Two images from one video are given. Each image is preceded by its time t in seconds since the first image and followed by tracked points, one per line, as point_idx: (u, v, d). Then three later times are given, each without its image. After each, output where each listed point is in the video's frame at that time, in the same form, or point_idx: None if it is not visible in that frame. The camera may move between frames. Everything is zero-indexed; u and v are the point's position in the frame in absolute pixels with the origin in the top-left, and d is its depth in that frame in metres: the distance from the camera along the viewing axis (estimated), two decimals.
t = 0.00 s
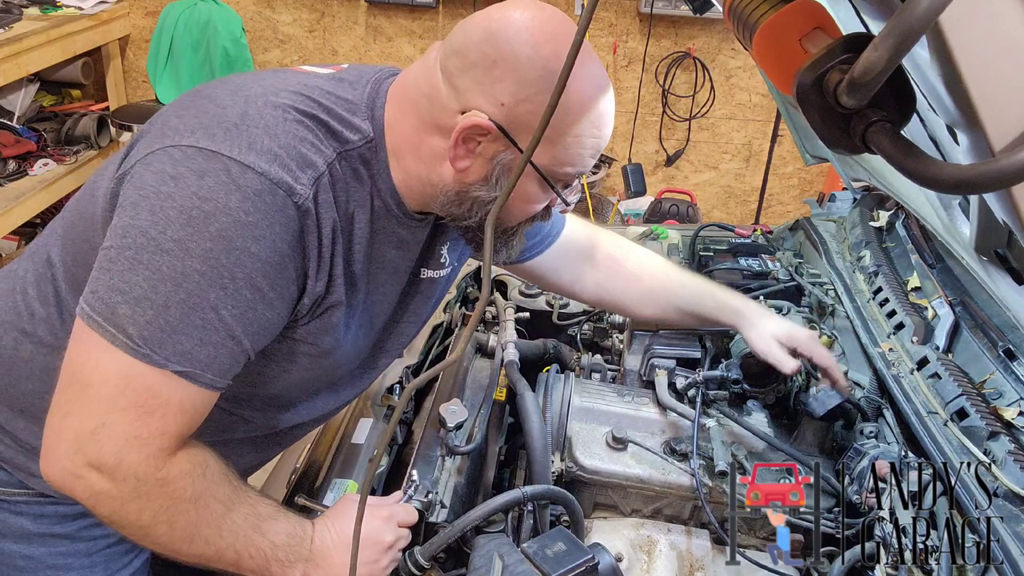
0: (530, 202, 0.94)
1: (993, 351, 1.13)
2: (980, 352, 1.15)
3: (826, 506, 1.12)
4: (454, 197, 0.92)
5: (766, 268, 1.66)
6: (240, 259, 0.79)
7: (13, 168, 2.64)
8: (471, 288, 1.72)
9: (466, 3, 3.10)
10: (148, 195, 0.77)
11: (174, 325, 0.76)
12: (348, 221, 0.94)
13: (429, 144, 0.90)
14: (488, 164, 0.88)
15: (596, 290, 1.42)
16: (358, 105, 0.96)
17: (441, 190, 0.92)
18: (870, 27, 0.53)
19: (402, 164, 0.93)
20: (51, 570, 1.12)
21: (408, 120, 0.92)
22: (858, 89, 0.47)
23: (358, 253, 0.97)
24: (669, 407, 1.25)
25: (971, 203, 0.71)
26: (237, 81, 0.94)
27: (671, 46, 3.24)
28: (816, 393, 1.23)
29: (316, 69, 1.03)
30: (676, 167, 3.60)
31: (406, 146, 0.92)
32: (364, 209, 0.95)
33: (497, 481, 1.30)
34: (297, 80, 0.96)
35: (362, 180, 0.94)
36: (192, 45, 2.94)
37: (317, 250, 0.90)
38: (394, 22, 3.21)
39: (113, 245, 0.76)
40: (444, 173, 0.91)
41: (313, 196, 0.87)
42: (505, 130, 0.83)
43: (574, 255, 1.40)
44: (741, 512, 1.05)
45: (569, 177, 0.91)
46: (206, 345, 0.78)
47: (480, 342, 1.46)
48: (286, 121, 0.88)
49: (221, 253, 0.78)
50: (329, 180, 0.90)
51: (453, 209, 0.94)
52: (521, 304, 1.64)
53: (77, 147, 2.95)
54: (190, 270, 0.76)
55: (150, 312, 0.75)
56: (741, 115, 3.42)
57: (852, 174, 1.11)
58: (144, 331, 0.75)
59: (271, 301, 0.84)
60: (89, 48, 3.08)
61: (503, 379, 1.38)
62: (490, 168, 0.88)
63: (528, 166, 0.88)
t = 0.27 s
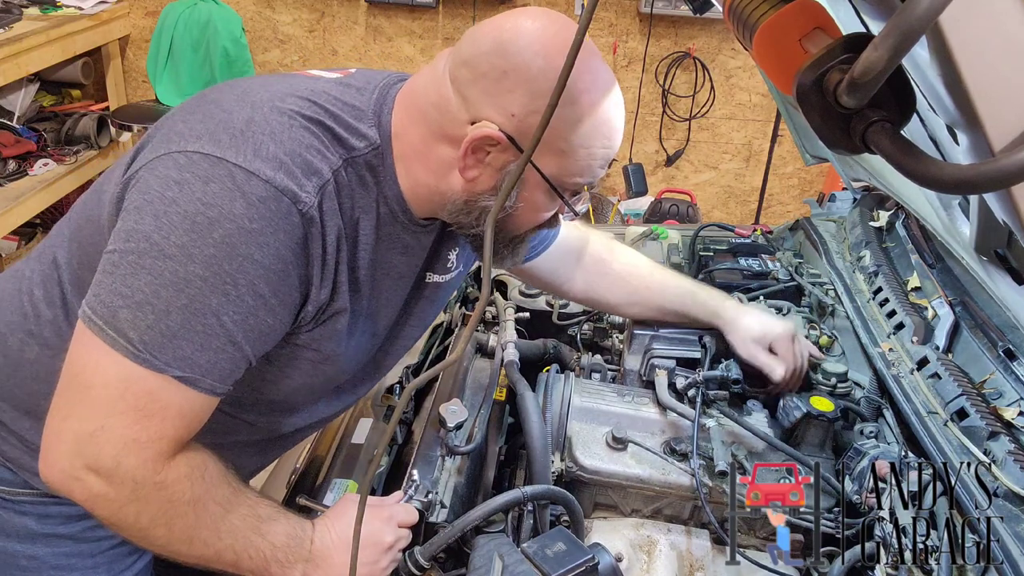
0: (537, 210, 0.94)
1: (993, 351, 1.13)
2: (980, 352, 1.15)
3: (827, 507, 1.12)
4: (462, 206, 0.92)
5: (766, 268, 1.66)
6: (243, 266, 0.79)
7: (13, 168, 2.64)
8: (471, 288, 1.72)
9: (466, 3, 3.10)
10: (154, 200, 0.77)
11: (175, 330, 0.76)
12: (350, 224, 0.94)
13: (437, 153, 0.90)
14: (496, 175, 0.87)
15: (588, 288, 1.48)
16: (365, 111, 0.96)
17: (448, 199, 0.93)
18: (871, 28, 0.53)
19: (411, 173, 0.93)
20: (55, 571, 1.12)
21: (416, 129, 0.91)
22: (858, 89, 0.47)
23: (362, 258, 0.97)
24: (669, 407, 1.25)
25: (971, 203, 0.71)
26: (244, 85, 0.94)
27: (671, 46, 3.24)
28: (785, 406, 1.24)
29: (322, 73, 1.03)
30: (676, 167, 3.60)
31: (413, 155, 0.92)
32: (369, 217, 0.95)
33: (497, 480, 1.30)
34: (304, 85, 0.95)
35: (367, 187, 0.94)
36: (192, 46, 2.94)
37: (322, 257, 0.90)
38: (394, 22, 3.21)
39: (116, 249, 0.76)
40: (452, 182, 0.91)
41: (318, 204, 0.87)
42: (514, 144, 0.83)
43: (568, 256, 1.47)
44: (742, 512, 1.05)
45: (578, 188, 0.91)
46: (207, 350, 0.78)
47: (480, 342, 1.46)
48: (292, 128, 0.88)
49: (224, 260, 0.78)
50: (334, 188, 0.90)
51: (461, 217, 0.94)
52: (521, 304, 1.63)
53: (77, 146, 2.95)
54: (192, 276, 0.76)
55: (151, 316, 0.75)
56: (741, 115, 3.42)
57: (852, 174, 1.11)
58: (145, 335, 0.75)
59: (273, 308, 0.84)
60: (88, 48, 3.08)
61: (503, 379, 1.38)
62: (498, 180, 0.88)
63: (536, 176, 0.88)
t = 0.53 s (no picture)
0: (545, 211, 0.94)
1: (993, 351, 1.13)
2: (980, 352, 1.15)
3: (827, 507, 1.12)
4: (471, 207, 0.91)
5: (766, 268, 1.66)
6: (248, 266, 0.79)
7: (13, 168, 2.63)
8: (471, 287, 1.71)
9: (466, 4, 3.10)
10: (164, 200, 0.78)
11: (178, 328, 0.76)
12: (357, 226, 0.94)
13: (444, 154, 0.90)
14: (503, 176, 0.87)
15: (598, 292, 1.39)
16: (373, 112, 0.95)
17: (457, 200, 0.92)
18: (871, 29, 0.53)
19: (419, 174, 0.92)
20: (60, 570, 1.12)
21: (423, 131, 0.91)
22: (858, 89, 0.47)
23: (369, 261, 0.97)
24: (669, 407, 1.25)
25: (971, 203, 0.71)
26: (254, 84, 0.94)
27: (672, 46, 3.24)
28: (786, 406, 1.24)
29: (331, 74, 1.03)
30: (676, 167, 3.60)
31: (422, 160, 0.91)
32: (376, 218, 0.95)
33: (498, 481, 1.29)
34: (313, 86, 0.95)
35: (375, 188, 0.94)
36: (191, 46, 2.94)
37: (330, 259, 0.90)
38: (394, 22, 3.21)
39: (122, 245, 0.76)
40: (460, 184, 0.90)
41: (326, 206, 0.87)
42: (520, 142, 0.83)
43: (574, 258, 1.38)
44: (742, 513, 1.05)
45: (587, 187, 0.90)
46: (209, 348, 0.78)
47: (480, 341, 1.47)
48: (300, 129, 0.88)
49: (230, 260, 0.78)
50: (342, 190, 0.90)
51: (470, 219, 0.93)
52: (521, 304, 1.63)
53: (77, 146, 2.95)
54: (197, 275, 0.76)
55: (156, 313, 0.75)
56: (741, 115, 3.42)
57: (852, 174, 1.11)
58: (148, 331, 0.75)
59: (278, 308, 0.84)
60: (88, 48, 3.08)
61: (503, 379, 1.38)
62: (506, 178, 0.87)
63: (544, 175, 0.88)
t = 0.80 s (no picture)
0: (560, 214, 0.93)
1: (993, 350, 1.13)
2: (980, 352, 1.15)
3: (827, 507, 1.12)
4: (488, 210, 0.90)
5: (766, 268, 1.65)
6: (256, 260, 0.79)
7: (13, 168, 2.63)
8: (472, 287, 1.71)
9: (466, 4, 3.11)
10: (186, 198, 0.79)
11: (190, 316, 0.76)
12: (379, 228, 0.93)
13: (462, 158, 0.88)
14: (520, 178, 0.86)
15: (635, 300, 1.34)
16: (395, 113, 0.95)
17: (474, 204, 0.91)
18: (871, 28, 0.52)
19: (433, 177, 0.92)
20: (69, 565, 1.14)
21: (438, 135, 0.90)
22: (858, 89, 0.47)
23: (384, 263, 0.97)
24: (669, 407, 1.26)
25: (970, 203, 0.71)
26: (280, 83, 0.94)
27: (672, 46, 3.24)
28: (786, 406, 1.25)
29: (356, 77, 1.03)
30: (676, 167, 3.60)
31: (438, 163, 0.91)
32: (396, 221, 0.95)
33: (498, 481, 1.29)
34: (338, 86, 0.95)
35: (393, 192, 0.93)
36: (191, 46, 2.94)
37: (346, 261, 0.90)
38: (394, 22, 3.21)
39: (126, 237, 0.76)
40: (477, 187, 0.89)
41: (345, 209, 0.88)
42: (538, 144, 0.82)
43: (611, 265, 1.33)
44: (741, 513, 1.05)
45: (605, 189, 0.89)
46: (220, 338, 0.78)
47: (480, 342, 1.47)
48: (323, 133, 0.88)
49: (242, 252, 0.78)
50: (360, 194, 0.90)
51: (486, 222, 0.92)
52: (521, 304, 1.63)
53: (77, 147, 2.95)
54: (214, 265, 0.77)
55: (170, 299, 0.76)
56: (741, 115, 3.42)
57: (853, 174, 1.11)
58: (157, 319, 0.75)
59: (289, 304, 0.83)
60: (88, 48, 3.08)
61: (503, 379, 1.37)
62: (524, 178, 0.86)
63: (560, 176, 0.87)
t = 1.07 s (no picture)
0: (600, 224, 0.91)
1: (993, 350, 1.14)
2: (980, 352, 1.15)
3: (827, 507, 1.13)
4: (530, 216, 0.90)
5: (766, 269, 1.66)
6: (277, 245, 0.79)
7: (13, 168, 2.63)
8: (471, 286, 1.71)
9: (466, 4, 3.11)
10: (240, 174, 0.80)
11: (238, 288, 0.77)
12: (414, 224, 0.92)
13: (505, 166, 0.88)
14: (563, 186, 0.86)
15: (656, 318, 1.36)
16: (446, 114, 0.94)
17: (516, 212, 0.90)
18: (872, 29, 0.52)
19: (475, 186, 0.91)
20: (86, 562, 1.11)
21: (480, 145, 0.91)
22: (859, 89, 0.47)
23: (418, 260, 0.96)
24: (669, 407, 1.26)
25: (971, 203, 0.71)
26: (335, 81, 0.94)
27: (672, 46, 3.25)
28: (787, 405, 1.26)
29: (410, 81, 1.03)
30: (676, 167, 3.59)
31: (483, 170, 0.90)
32: (439, 224, 0.93)
33: (499, 480, 1.29)
34: (392, 89, 0.95)
35: (438, 196, 0.92)
36: (191, 46, 2.94)
37: (387, 256, 0.90)
38: (394, 22, 3.21)
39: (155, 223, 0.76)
40: (520, 195, 0.89)
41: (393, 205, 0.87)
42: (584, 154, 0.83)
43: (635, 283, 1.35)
44: (741, 512, 1.06)
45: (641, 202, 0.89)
46: (251, 318, 0.78)
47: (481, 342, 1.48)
48: (377, 133, 0.88)
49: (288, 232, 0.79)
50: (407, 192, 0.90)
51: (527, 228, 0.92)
52: (521, 303, 1.63)
53: (77, 146, 2.95)
54: (263, 243, 0.77)
55: (182, 293, 0.75)
56: (741, 115, 3.41)
57: (853, 174, 1.11)
58: (195, 293, 0.75)
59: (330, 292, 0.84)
60: (88, 48, 3.08)
61: (503, 379, 1.36)
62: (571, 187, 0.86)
63: (602, 187, 0.86)
